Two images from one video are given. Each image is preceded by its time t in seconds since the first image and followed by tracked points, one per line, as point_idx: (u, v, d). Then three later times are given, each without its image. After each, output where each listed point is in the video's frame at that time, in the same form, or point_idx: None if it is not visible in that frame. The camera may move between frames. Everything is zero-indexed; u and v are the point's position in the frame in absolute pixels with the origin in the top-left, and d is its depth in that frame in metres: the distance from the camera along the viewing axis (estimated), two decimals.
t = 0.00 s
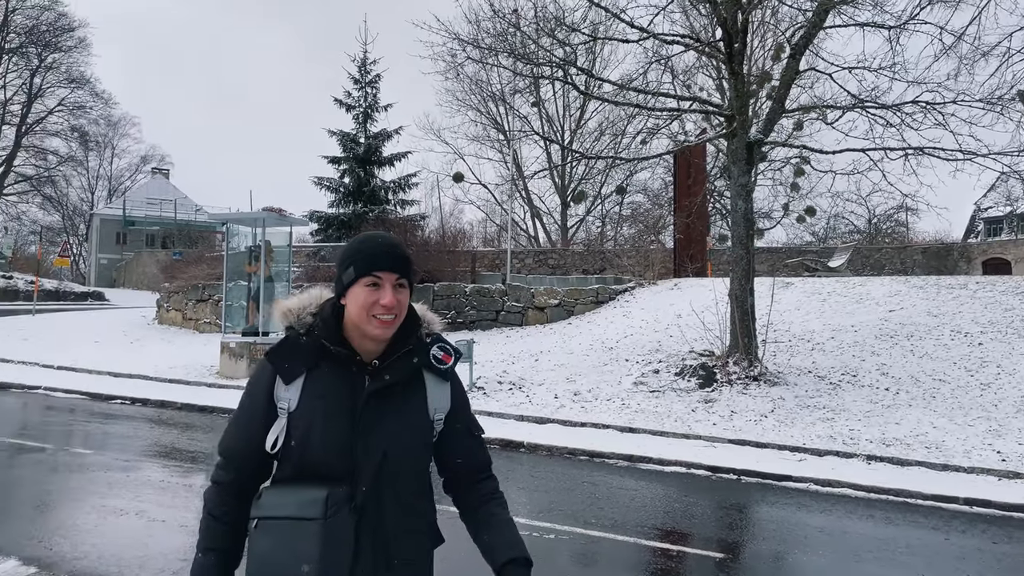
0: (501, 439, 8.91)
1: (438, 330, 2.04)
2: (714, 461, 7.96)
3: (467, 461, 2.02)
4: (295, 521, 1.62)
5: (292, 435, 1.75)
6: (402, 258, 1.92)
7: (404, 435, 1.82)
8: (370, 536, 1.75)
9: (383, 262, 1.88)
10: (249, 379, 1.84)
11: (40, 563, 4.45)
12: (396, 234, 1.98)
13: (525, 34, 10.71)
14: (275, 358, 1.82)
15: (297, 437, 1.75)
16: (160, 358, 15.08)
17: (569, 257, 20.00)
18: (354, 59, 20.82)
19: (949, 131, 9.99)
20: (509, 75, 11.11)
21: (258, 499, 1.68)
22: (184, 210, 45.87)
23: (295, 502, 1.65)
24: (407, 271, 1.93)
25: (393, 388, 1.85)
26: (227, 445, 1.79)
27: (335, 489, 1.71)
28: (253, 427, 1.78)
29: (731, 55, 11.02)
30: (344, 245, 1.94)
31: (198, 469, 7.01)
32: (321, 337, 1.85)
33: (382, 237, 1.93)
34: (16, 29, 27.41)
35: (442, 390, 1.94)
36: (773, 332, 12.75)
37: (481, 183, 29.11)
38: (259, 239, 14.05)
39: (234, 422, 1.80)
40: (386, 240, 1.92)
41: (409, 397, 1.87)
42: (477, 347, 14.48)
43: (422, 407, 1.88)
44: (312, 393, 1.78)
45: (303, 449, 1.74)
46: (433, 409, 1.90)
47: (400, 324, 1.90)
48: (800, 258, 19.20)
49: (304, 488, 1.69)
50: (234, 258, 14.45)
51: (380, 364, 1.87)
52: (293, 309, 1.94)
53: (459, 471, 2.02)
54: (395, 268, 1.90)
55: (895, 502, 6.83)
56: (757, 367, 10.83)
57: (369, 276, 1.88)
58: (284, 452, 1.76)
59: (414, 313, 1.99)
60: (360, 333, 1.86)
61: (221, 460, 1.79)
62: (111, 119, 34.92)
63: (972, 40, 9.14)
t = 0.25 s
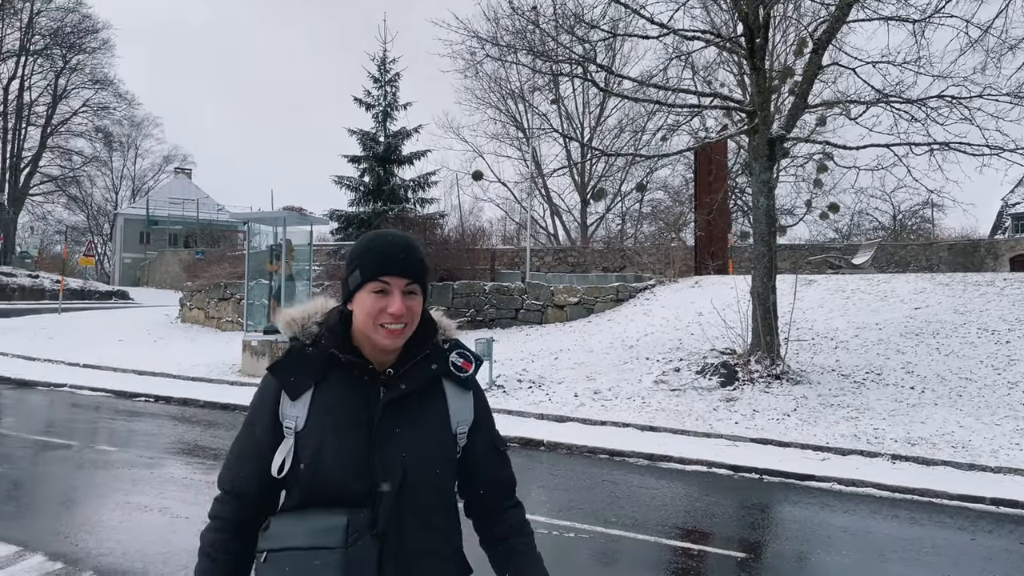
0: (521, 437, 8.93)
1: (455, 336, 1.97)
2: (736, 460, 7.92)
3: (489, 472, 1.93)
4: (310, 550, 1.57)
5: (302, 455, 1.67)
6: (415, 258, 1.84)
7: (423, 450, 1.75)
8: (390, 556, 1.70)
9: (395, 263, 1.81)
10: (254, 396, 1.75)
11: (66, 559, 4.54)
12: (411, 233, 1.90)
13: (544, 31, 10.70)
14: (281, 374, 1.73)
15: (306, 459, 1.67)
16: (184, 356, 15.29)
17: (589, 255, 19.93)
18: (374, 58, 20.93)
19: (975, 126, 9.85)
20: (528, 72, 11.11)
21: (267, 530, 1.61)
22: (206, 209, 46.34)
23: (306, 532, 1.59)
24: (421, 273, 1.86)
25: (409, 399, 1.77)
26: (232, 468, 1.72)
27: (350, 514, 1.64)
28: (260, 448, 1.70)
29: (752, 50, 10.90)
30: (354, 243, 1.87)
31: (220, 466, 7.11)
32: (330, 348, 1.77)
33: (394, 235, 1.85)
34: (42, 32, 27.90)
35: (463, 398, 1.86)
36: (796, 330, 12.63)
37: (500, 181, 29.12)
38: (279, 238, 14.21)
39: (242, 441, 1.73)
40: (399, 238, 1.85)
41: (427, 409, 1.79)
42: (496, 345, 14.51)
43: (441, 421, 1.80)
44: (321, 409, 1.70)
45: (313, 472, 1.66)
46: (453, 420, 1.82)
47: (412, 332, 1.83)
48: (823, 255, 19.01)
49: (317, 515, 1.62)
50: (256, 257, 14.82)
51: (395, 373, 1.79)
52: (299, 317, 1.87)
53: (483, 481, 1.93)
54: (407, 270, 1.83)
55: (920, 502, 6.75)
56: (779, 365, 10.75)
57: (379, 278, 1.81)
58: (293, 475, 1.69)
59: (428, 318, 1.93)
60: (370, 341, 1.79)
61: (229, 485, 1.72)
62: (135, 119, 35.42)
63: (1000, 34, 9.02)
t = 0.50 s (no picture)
0: (544, 434, 8.97)
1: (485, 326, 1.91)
2: (760, 458, 7.89)
3: (523, 470, 1.89)
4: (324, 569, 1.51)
5: (314, 461, 1.59)
6: (441, 245, 1.79)
7: (452, 453, 1.68)
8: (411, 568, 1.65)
9: (420, 251, 1.75)
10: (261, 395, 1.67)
11: (95, 552, 4.67)
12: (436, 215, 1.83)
13: (566, 26, 10.69)
14: (293, 370, 1.65)
15: (321, 468, 1.58)
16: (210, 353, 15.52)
17: (611, 252, 19.86)
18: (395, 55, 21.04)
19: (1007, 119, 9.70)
20: (549, 69, 11.12)
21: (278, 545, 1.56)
22: (232, 207, 46.93)
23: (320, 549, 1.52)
24: (445, 262, 1.80)
25: (435, 397, 1.70)
26: (234, 475, 1.63)
27: (372, 528, 1.58)
28: (266, 452, 1.62)
29: (777, 44, 10.78)
30: (374, 225, 1.80)
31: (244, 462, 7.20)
32: (349, 340, 1.70)
33: (418, 220, 1.78)
34: (69, 33, 28.38)
35: (495, 395, 1.80)
36: (822, 326, 12.51)
37: (522, 178, 29.14)
38: (302, 235, 14.38)
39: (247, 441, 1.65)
40: (423, 223, 1.78)
41: (456, 408, 1.72)
42: (519, 342, 14.56)
43: (471, 421, 1.73)
44: (337, 411, 1.61)
45: (327, 480, 1.58)
46: (486, 419, 1.76)
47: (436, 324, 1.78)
48: (850, 250, 18.80)
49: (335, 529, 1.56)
50: (280, 255, 14.83)
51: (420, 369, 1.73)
52: (307, 307, 1.79)
53: (517, 481, 1.89)
54: (432, 258, 1.77)
55: (949, 501, 6.68)
56: (804, 362, 10.66)
57: (403, 267, 1.75)
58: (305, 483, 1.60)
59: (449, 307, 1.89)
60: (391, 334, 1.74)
61: (223, 499, 1.63)
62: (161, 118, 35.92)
63: None
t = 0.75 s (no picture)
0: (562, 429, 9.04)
1: (547, 349, 1.75)
2: (779, 454, 7.92)
3: (584, 506, 1.73)
4: None
5: (352, 494, 1.49)
6: (500, 254, 1.60)
7: (506, 491, 1.53)
8: None
9: (479, 258, 1.57)
10: (298, 404, 1.58)
11: (118, 545, 4.57)
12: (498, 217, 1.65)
13: (583, 22, 10.73)
14: (336, 388, 1.54)
15: (358, 505, 1.48)
16: (231, 348, 15.72)
17: (629, 248, 19.85)
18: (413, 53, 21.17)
19: None
20: (566, 65, 11.18)
21: None
22: (250, 204, 47.39)
23: None
24: (507, 273, 1.61)
25: (489, 427, 1.56)
26: (261, 501, 1.54)
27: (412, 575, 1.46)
28: (298, 478, 1.52)
29: (796, 39, 10.72)
30: (426, 226, 1.63)
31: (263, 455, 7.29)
32: (396, 357, 1.56)
33: (475, 222, 1.60)
34: (91, 32, 28.78)
35: (556, 425, 1.65)
36: (841, 322, 12.46)
37: (538, 175, 29.19)
38: (321, 232, 14.57)
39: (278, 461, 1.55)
40: (483, 225, 1.60)
41: (511, 441, 1.58)
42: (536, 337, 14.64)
43: (528, 455, 1.59)
44: (379, 440, 1.50)
45: (366, 516, 1.48)
46: (543, 451, 1.61)
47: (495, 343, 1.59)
48: (870, 246, 18.70)
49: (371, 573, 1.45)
50: (299, 251, 14.93)
51: (473, 394, 1.57)
52: (346, 319, 1.65)
53: (575, 521, 1.72)
54: (493, 266, 1.59)
55: (969, 498, 6.68)
56: (823, 359, 10.65)
57: (458, 275, 1.57)
58: (341, 516, 1.50)
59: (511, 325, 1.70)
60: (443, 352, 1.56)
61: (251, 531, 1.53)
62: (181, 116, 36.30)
63: None
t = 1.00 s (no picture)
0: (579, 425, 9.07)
1: (615, 350, 1.62)
2: (798, 451, 7.91)
3: (653, 523, 1.55)
4: None
5: (375, 506, 1.40)
6: (544, 225, 1.50)
7: (553, 508, 1.40)
8: None
9: (518, 230, 1.48)
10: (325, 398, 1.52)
11: (137, 540, 4.67)
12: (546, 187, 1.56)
13: (600, 16, 10.72)
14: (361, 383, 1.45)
15: (384, 517, 1.39)
16: (250, 344, 15.92)
17: (646, 243, 19.81)
18: (430, 49, 21.23)
19: None
20: (583, 58, 11.18)
21: None
22: (269, 200, 47.75)
23: None
24: (553, 245, 1.51)
25: (534, 433, 1.44)
26: (283, 511, 1.46)
27: None
28: (322, 484, 1.45)
29: (816, 32, 10.65)
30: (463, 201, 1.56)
31: (283, 451, 7.38)
32: (431, 348, 1.47)
33: (516, 192, 1.51)
34: (110, 29, 29.08)
35: (619, 435, 1.50)
36: (861, 318, 12.39)
37: (555, 170, 29.21)
38: (338, 229, 14.69)
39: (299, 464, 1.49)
40: (523, 194, 1.50)
41: (562, 452, 1.45)
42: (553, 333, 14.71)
43: (583, 467, 1.45)
44: (406, 445, 1.40)
45: (389, 532, 1.38)
46: (602, 465, 1.47)
47: (541, 322, 1.49)
48: (890, 241, 18.55)
49: None
50: (316, 248, 15.10)
51: (516, 394, 1.47)
52: (381, 306, 1.59)
53: (643, 539, 1.55)
54: (535, 238, 1.49)
55: (992, 497, 6.65)
56: (843, 355, 10.59)
57: (496, 249, 1.49)
58: (363, 529, 1.42)
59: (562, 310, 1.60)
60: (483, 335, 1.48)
61: (270, 544, 1.45)
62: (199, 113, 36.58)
63: None
